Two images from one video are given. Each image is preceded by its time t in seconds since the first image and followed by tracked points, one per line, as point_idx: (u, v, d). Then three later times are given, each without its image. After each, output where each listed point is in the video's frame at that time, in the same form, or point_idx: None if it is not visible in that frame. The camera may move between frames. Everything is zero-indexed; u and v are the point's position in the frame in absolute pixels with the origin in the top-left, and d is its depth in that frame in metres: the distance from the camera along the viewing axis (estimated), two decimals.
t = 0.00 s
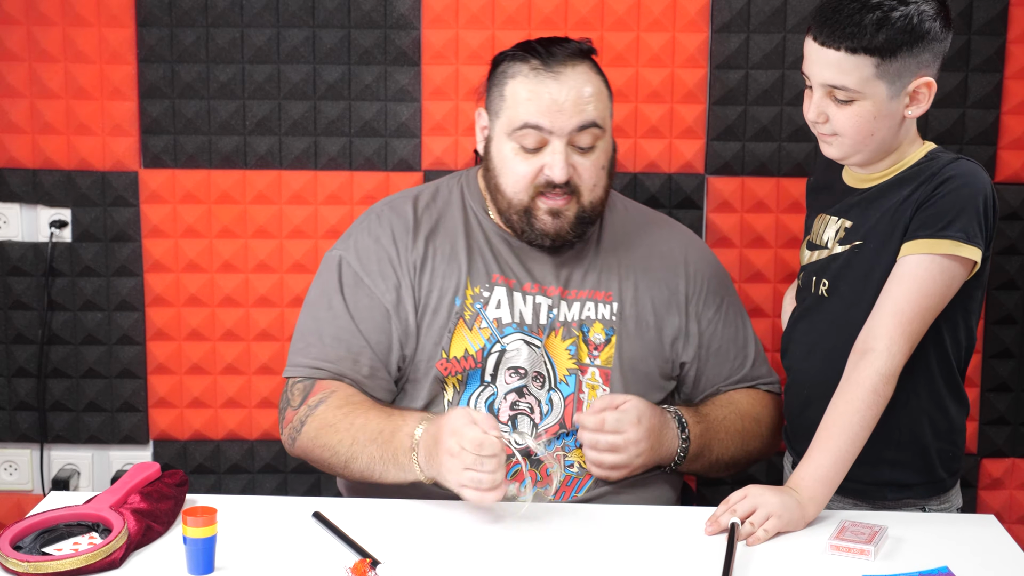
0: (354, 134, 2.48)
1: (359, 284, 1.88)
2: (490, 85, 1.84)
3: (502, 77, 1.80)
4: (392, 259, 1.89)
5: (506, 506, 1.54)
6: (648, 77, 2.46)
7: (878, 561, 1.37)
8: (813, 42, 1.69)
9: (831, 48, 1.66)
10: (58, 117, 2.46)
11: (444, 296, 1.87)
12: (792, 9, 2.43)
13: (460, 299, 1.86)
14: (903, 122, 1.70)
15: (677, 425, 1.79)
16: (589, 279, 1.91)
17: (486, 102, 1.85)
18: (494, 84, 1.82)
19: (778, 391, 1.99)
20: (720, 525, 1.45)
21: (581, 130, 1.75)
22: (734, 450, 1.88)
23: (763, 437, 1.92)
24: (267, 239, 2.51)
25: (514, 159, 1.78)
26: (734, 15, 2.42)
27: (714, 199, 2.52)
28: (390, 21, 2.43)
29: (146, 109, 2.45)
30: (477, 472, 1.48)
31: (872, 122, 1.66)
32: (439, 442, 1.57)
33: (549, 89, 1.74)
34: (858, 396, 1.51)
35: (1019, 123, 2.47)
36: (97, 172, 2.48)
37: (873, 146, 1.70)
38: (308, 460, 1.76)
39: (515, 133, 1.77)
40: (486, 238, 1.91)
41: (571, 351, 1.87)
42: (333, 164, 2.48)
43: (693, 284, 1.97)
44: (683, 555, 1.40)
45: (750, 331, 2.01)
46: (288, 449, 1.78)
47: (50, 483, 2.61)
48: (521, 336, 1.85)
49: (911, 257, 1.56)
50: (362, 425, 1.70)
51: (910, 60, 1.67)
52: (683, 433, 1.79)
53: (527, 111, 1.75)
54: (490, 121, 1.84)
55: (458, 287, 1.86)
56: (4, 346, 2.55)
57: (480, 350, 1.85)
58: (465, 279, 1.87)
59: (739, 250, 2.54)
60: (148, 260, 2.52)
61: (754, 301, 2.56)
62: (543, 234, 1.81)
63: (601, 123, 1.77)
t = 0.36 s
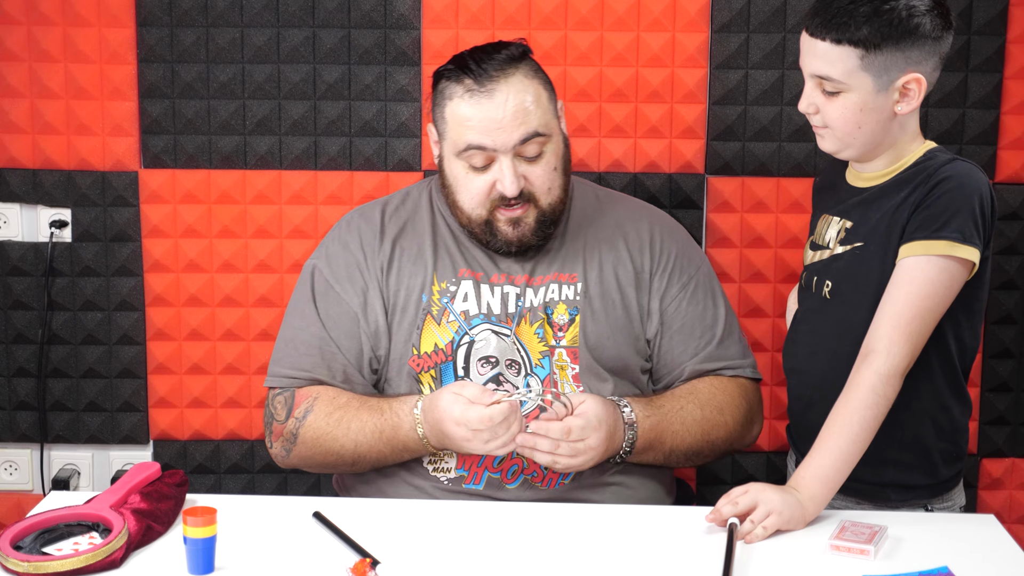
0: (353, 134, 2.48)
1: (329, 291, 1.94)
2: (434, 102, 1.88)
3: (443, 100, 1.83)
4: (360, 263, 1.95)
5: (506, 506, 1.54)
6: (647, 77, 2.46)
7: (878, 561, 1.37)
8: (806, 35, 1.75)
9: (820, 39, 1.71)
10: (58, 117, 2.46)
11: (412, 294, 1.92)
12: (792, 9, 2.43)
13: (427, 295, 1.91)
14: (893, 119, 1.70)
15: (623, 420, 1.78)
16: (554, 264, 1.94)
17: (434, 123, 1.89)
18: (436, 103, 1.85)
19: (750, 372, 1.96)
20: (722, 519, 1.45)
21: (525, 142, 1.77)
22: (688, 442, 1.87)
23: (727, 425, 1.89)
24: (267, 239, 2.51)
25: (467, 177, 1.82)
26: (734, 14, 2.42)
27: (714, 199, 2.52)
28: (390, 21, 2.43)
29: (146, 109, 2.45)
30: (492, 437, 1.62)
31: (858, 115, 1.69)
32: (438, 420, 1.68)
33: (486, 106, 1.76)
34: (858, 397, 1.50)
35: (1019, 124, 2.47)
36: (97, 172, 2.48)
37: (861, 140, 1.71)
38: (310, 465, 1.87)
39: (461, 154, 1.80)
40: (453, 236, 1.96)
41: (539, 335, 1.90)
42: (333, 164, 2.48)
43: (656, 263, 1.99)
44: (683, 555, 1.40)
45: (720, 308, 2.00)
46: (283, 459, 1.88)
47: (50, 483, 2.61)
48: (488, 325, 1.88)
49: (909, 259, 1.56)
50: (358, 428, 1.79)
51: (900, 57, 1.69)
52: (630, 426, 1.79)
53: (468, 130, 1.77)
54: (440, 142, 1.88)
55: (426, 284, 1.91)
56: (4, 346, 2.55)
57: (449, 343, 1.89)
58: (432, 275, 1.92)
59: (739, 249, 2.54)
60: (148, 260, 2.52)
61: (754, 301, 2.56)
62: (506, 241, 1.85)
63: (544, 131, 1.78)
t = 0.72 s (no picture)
0: (354, 134, 2.48)
1: (307, 303, 1.95)
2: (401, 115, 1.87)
3: (408, 113, 1.83)
4: (337, 274, 1.96)
5: (506, 506, 1.54)
6: (648, 77, 2.46)
7: (878, 561, 1.37)
8: (799, 37, 1.76)
9: (813, 40, 1.72)
10: (58, 117, 2.46)
11: (390, 303, 1.92)
12: (792, 9, 2.42)
13: (405, 304, 1.91)
14: (891, 116, 1.70)
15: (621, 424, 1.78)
16: (535, 265, 1.94)
17: (403, 134, 1.89)
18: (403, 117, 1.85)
19: (740, 364, 1.97)
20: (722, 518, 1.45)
21: (492, 151, 1.76)
22: (683, 440, 1.87)
23: (720, 421, 1.90)
24: (267, 239, 2.51)
25: (439, 189, 1.83)
26: (734, 14, 2.42)
27: (714, 199, 2.52)
28: (390, 21, 2.43)
29: (146, 109, 2.45)
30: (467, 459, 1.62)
31: (855, 113, 1.69)
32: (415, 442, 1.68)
33: (450, 117, 1.75)
34: (859, 399, 1.50)
35: (1019, 124, 2.47)
36: (97, 172, 2.48)
37: (859, 140, 1.71)
38: (288, 476, 1.88)
39: (431, 166, 1.80)
40: (431, 244, 1.96)
41: (522, 338, 1.90)
42: (333, 164, 2.48)
43: (639, 260, 1.99)
44: (683, 554, 1.40)
45: (707, 302, 2.00)
46: (262, 471, 1.89)
47: (50, 483, 2.61)
48: (468, 331, 1.89)
49: (906, 261, 1.56)
50: (333, 442, 1.80)
51: (894, 54, 1.69)
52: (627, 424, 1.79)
53: (435, 143, 1.77)
54: (410, 153, 1.88)
55: (403, 292, 1.91)
56: (4, 346, 2.55)
57: (429, 350, 1.88)
58: (410, 283, 1.92)
59: (739, 249, 2.54)
60: (148, 260, 2.52)
61: (754, 301, 2.56)
62: (483, 249, 1.86)
63: (511, 138, 1.78)
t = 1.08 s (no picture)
0: (354, 134, 2.48)
1: (299, 307, 1.95)
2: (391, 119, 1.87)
3: (398, 117, 1.82)
4: (328, 278, 1.96)
5: (506, 506, 1.54)
6: (648, 77, 2.46)
7: (878, 561, 1.37)
8: (793, 38, 1.76)
9: (807, 41, 1.72)
10: (58, 117, 2.46)
11: (383, 304, 1.92)
12: (792, 9, 2.42)
13: (398, 305, 1.91)
14: (886, 116, 1.70)
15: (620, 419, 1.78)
16: (528, 262, 1.94)
17: (393, 137, 1.88)
18: (394, 121, 1.84)
19: (736, 358, 1.97)
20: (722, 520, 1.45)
21: (486, 153, 1.76)
22: (683, 434, 1.88)
23: (718, 414, 1.90)
24: (267, 239, 2.51)
25: (433, 192, 1.82)
26: (734, 14, 2.42)
27: (714, 199, 2.52)
28: (390, 21, 2.43)
29: (146, 109, 2.45)
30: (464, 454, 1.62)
31: (850, 113, 1.69)
32: (409, 441, 1.69)
33: (442, 120, 1.74)
34: (860, 400, 1.50)
35: (1019, 124, 2.47)
36: (97, 172, 2.48)
37: (855, 139, 1.71)
38: (282, 480, 1.88)
39: (424, 170, 1.80)
40: (423, 243, 1.96)
41: (516, 337, 1.90)
42: (333, 164, 2.48)
43: (632, 256, 1.99)
44: (683, 554, 1.40)
45: (701, 296, 2.00)
46: (256, 475, 1.89)
47: (51, 483, 2.61)
48: (463, 332, 1.89)
49: (903, 262, 1.56)
50: (327, 445, 1.80)
51: (887, 53, 1.69)
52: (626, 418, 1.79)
53: (427, 146, 1.76)
54: (402, 157, 1.87)
55: (396, 294, 1.91)
56: (4, 346, 2.55)
57: (424, 351, 1.88)
58: (403, 284, 1.92)
59: (739, 249, 2.54)
60: (148, 260, 2.52)
61: (754, 301, 2.56)
62: (480, 249, 1.86)
63: (503, 139, 1.77)
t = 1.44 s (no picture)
0: (354, 134, 2.48)
1: (306, 300, 1.94)
2: (406, 118, 1.86)
3: (415, 117, 1.81)
4: (336, 271, 1.95)
5: (506, 506, 1.54)
6: (648, 77, 2.46)
7: (878, 561, 1.37)
8: (784, 41, 1.77)
9: (797, 44, 1.73)
10: (58, 117, 2.46)
11: (389, 298, 1.91)
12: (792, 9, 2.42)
13: (405, 299, 1.90)
14: (880, 114, 1.70)
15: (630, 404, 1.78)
16: (534, 258, 1.93)
17: (408, 136, 1.88)
18: (409, 122, 1.84)
19: (741, 356, 1.97)
20: (723, 524, 1.45)
21: (504, 157, 1.76)
22: (691, 425, 1.87)
23: (725, 408, 1.90)
24: (267, 238, 2.51)
25: (447, 192, 1.82)
26: (733, 14, 2.42)
27: (714, 199, 2.52)
28: (390, 21, 2.43)
29: (146, 109, 2.45)
30: (463, 452, 1.63)
31: (843, 113, 1.69)
32: (415, 427, 1.69)
33: (461, 122, 1.74)
34: (863, 402, 1.50)
35: (1019, 124, 2.47)
36: (97, 172, 2.48)
37: (850, 139, 1.71)
38: (287, 472, 1.88)
39: (440, 171, 1.80)
40: (431, 239, 1.95)
41: (523, 332, 1.89)
42: (333, 164, 2.48)
43: (639, 254, 1.99)
44: (683, 554, 1.40)
45: (706, 296, 2.01)
46: (261, 467, 1.88)
47: (50, 483, 2.61)
48: (468, 326, 1.88)
49: (901, 266, 1.56)
50: (335, 435, 1.80)
51: (877, 51, 1.69)
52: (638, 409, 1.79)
53: (445, 148, 1.76)
54: (417, 156, 1.87)
55: (403, 287, 1.91)
56: (4, 346, 2.55)
57: (430, 345, 1.88)
58: (410, 278, 1.91)
59: (739, 250, 2.54)
60: (148, 260, 2.52)
61: (754, 301, 2.56)
62: (492, 251, 1.86)
63: (520, 143, 1.77)
